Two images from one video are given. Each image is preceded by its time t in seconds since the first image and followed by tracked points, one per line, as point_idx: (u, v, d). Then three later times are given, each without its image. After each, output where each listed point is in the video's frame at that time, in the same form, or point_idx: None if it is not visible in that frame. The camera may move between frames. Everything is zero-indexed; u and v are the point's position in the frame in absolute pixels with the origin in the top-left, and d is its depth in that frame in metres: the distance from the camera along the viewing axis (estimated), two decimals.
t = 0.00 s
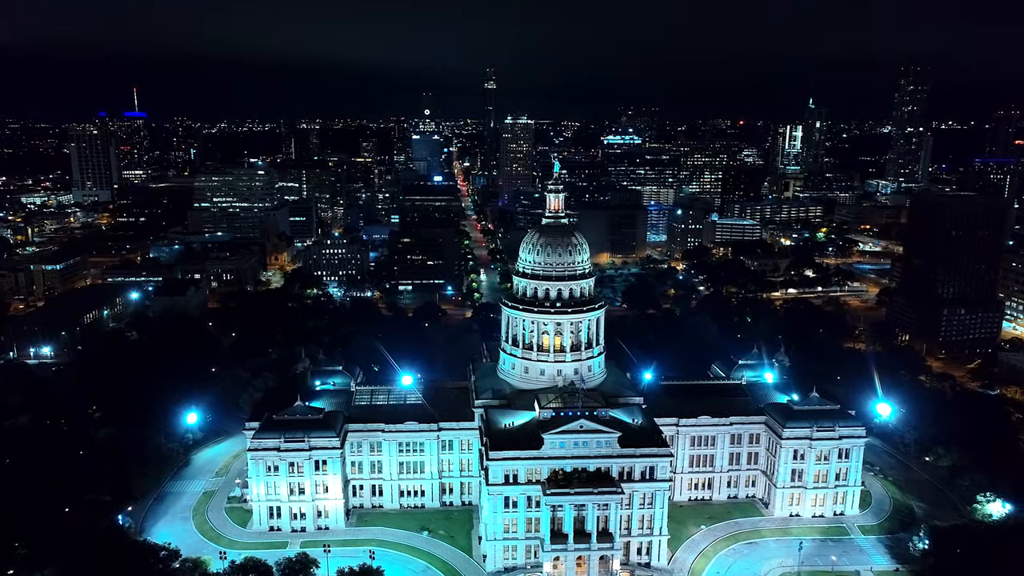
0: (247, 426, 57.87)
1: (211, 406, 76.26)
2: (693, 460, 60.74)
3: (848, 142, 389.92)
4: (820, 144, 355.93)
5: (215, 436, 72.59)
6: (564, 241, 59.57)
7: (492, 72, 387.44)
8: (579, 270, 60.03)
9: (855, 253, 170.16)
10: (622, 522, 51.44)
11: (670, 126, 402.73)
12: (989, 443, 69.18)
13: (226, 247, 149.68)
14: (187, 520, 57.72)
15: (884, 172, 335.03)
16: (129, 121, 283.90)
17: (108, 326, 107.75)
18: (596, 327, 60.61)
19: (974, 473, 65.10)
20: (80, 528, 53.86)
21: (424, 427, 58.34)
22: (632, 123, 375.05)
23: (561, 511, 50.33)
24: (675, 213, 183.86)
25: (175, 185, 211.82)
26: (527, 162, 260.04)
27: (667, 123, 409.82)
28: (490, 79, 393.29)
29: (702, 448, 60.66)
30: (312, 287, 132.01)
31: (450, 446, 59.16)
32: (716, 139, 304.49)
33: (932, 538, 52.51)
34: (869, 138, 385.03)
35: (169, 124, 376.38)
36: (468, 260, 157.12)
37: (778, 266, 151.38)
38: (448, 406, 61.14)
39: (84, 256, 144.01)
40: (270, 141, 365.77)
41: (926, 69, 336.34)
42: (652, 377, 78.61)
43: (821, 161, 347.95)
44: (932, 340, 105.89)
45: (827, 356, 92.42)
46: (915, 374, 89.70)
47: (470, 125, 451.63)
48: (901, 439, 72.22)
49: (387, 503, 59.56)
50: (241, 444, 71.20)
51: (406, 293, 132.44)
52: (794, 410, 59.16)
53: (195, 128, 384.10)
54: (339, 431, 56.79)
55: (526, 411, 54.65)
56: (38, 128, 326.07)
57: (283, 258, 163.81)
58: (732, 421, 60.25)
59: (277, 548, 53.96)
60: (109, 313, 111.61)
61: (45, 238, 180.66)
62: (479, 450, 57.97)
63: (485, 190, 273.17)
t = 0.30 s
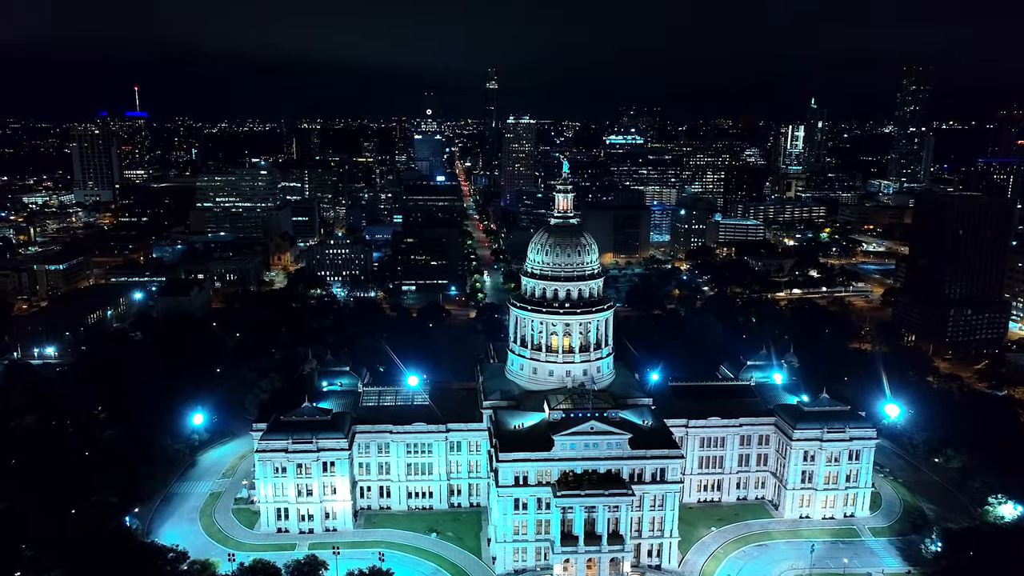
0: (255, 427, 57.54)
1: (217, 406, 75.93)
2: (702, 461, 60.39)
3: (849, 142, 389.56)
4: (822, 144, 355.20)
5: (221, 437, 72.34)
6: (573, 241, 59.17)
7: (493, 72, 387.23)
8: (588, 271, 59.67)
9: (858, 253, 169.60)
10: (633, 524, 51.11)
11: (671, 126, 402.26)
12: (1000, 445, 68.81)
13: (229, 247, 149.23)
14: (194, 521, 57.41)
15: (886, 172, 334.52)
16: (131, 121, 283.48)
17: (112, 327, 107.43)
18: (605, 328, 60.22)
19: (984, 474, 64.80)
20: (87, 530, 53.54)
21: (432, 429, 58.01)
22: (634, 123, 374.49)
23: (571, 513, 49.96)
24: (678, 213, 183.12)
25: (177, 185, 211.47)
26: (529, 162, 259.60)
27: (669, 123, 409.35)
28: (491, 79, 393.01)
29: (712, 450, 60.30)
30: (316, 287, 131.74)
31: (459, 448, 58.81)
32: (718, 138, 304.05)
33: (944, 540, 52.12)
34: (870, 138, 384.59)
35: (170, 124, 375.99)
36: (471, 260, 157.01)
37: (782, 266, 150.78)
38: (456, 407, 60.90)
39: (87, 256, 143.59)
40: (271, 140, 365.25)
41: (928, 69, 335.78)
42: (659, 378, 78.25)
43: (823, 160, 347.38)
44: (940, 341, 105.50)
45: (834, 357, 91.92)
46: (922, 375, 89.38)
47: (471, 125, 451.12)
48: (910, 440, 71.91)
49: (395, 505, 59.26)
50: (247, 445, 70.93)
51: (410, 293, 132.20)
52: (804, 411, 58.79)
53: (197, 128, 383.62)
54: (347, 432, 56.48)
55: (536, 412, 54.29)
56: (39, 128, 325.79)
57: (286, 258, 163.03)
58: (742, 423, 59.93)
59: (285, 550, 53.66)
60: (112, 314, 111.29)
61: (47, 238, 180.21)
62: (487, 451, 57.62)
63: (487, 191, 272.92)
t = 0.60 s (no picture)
0: (268, 428, 57.22)
1: (229, 406, 75.70)
2: (719, 464, 59.63)
3: (858, 139, 387.09)
4: (832, 141, 352.44)
5: (234, 437, 72.14)
6: (589, 241, 58.41)
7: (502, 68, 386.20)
8: (604, 272, 58.97)
9: (871, 251, 167.97)
10: (651, 527, 50.44)
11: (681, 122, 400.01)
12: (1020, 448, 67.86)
13: (239, 245, 149.07)
14: (208, 522, 57.14)
15: (897, 169, 331.90)
16: (140, 118, 283.73)
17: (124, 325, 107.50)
18: (621, 329, 59.51)
19: (1004, 477, 63.95)
20: (102, 530, 53.34)
21: (447, 430, 57.55)
22: (643, 120, 372.46)
23: (588, 516, 49.35)
24: (689, 211, 181.62)
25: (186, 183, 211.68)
26: (538, 159, 258.60)
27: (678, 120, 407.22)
28: (499, 76, 392.03)
29: (729, 452, 59.50)
30: (326, 286, 131.51)
31: (473, 449, 58.29)
32: (728, 135, 302.30)
33: (967, 545, 51.15)
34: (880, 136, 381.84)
35: (179, 121, 376.50)
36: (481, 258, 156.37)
37: (795, 265, 149.39)
38: (471, 408, 60.42)
39: (98, 254, 143.77)
40: (280, 137, 365.23)
41: (941, 65, 332.61)
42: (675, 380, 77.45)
43: (833, 157, 344.88)
44: (955, 341, 104.49)
45: (849, 357, 90.85)
46: (939, 375, 88.39)
47: (478, 122, 450.34)
48: (928, 442, 70.86)
49: (409, 506, 58.82)
50: (260, 445, 70.74)
51: (420, 292, 132.22)
52: (824, 414, 57.85)
53: (205, 125, 384.02)
54: (362, 434, 56.03)
55: (552, 414, 53.68)
56: (49, 125, 326.96)
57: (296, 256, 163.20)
58: (760, 425, 59.13)
59: (299, 552, 53.32)
60: (124, 312, 111.34)
61: (57, 235, 180.58)
62: (503, 453, 57.06)
63: (495, 188, 272.22)
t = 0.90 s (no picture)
0: (268, 436, 55.77)
1: (228, 412, 74.31)
2: (730, 472, 58.20)
3: (861, 139, 385.32)
4: (836, 141, 350.88)
5: (233, 442, 70.77)
6: (597, 243, 56.84)
7: (503, 68, 384.93)
8: (613, 275, 57.42)
9: (877, 253, 166.04)
10: (661, 539, 48.95)
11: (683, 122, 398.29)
12: None
13: (240, 246, 147.75)
14: (206, 532, 55.73)
15: (900, 170, 330.08)
16: (140, 117, 282.23)
17: (122, 327, 106.23)
18: (630, 333, 58.02)
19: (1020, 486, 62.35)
20: (96, 541, 51.97)
21: (451, 438, 56.12)
22: (645, 120, 370.69)
23: (597, 527, 47.86)
24: (693, 211, 180.04)
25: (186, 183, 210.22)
26: (541, 159, 257.18)
27: (681, 120, 405.57)
28: (501, 75, 390.83)
29: (740, 460, 58.06)
30: (327, 287, 130.08)
31: (478, 457, 56.85)
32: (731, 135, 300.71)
33: (987, 557, 49.45)
34: (884, 136, 380.05)
35: (179, 120, 375.42)
36: (484, 259, 155.01)
37: (800, 266, 147.77)
38: (476, 414, 59.02)
39: (97, 255, 142.41)
40: (281, 137, 364.19)
41: (946, 65, 330.41)
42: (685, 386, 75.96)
43: (837, 157, 343.12)
44: (965, 344, 102.63)
45: (858, 361, 89.21)
46: (950, 380, 86.74)
47: (480, 122, 449.24)
48: (942, 448, 69.15)
49: (412, 515, 57.37)
50: (259, 451, 69.33)
51: (423, 294, 131.14)
52: (838, 421, 56.34)
53: (206, 125, 382.97)
54: (363, 442, 54.60)
55: (560, 422, 52.17)
56: (49, 125, 326.30)
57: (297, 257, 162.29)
58: (772, 433, 57.70)
59: (299, 563, 51.89)
60: (122, 314, 110.03)
61: (57, 236, 179.43)
62: (508, 462, 55.57)
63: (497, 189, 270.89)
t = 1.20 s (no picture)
0: (268, 450, 53.89)
1: (227, 423, 72.43)
2: (746, 487, 56.19)
3: (864, 142, 383.62)
4: (839, 145, 349.04)
5: (233, 454, 68.91)
6: (608, 251, 55.06)
7: (506, 72, 384.14)
8: (625, 284, 55.62)
9: (885, 258, 164.02)
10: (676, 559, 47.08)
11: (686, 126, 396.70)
12: None
13: (241, 251, 146.03)
14: (204, 549, 53.84)
15: (904, 174, 328.32)
16: (141, 120, 280.93)
17: (121, 334, 104.48)
18: (642, 344, 56.15)
19: None
20: (90, 560, 50.11)
21: (457, 452, 54.23)
22: (648, 124, 369.32)
23: (610, 547, 45.98)
24: (699, 216, 178.21)
25: (187, 187, 208.74)
26: (544, 163, 255.55)
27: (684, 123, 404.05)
28: (504, 79, 390.01)
29: (756, 475, 56.09)
30: (329, 294, 128.57)
31: (485, 472, 54.94)
32: (735, 139, 299.34)
33: None
34: (887, 139, 378.28)
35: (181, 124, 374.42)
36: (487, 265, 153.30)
37: (808, 272, 145.85)
38: (482, 427, 57.16)
39: (96, 259, 140.72)
40: (283, 141, 363.33)
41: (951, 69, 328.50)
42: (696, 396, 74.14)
43: (840, 161, 341.66)
44: (979, 351, 100.26)
45: (872, 370, 87.20)
46: (966, 389, 84.71)
47: (481, 126, 448.16)
48: (962, 462, 67.06)
49: (416, 532, 55.47)
50: (260, 463, 67.52)
51: (425, 300, 129.58)
52: (858, 435, 54.35)
53: (207, 128, 382.01)
54: (367, 457, 52.71)
55: (571, 436, 50.20)
56: (50, 128, 325.51)
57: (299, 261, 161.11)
58: (789, 447, 55.70)
59: None
60: (121, 321, 108.21)
61: (56, 240, 177.81)
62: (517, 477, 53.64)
63: (500, 194, 269.73)
